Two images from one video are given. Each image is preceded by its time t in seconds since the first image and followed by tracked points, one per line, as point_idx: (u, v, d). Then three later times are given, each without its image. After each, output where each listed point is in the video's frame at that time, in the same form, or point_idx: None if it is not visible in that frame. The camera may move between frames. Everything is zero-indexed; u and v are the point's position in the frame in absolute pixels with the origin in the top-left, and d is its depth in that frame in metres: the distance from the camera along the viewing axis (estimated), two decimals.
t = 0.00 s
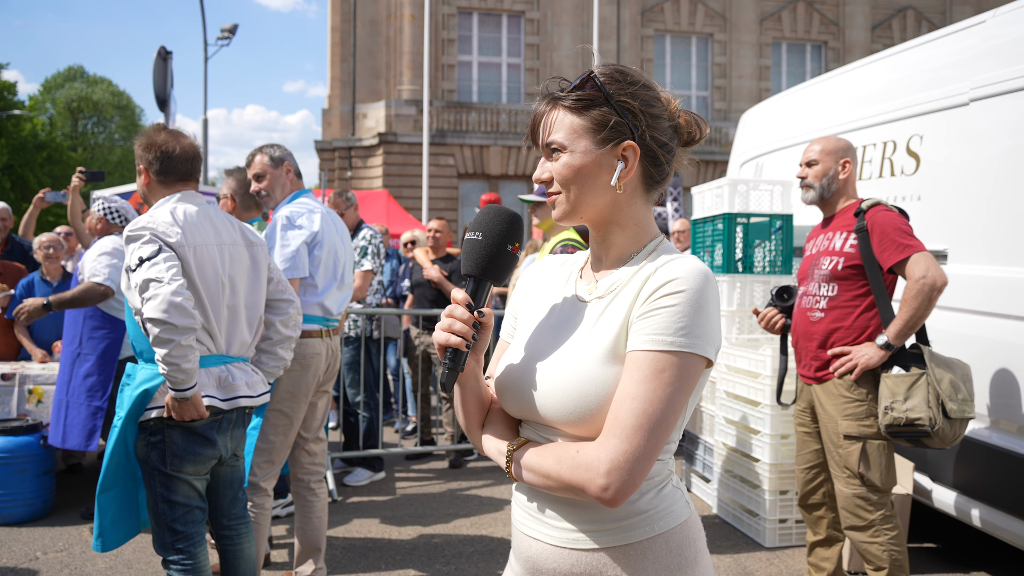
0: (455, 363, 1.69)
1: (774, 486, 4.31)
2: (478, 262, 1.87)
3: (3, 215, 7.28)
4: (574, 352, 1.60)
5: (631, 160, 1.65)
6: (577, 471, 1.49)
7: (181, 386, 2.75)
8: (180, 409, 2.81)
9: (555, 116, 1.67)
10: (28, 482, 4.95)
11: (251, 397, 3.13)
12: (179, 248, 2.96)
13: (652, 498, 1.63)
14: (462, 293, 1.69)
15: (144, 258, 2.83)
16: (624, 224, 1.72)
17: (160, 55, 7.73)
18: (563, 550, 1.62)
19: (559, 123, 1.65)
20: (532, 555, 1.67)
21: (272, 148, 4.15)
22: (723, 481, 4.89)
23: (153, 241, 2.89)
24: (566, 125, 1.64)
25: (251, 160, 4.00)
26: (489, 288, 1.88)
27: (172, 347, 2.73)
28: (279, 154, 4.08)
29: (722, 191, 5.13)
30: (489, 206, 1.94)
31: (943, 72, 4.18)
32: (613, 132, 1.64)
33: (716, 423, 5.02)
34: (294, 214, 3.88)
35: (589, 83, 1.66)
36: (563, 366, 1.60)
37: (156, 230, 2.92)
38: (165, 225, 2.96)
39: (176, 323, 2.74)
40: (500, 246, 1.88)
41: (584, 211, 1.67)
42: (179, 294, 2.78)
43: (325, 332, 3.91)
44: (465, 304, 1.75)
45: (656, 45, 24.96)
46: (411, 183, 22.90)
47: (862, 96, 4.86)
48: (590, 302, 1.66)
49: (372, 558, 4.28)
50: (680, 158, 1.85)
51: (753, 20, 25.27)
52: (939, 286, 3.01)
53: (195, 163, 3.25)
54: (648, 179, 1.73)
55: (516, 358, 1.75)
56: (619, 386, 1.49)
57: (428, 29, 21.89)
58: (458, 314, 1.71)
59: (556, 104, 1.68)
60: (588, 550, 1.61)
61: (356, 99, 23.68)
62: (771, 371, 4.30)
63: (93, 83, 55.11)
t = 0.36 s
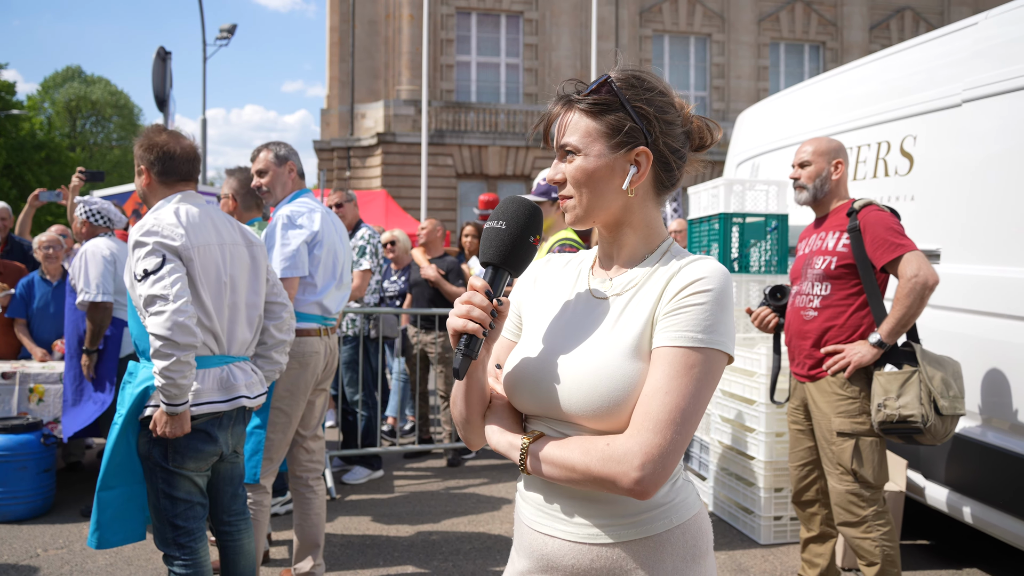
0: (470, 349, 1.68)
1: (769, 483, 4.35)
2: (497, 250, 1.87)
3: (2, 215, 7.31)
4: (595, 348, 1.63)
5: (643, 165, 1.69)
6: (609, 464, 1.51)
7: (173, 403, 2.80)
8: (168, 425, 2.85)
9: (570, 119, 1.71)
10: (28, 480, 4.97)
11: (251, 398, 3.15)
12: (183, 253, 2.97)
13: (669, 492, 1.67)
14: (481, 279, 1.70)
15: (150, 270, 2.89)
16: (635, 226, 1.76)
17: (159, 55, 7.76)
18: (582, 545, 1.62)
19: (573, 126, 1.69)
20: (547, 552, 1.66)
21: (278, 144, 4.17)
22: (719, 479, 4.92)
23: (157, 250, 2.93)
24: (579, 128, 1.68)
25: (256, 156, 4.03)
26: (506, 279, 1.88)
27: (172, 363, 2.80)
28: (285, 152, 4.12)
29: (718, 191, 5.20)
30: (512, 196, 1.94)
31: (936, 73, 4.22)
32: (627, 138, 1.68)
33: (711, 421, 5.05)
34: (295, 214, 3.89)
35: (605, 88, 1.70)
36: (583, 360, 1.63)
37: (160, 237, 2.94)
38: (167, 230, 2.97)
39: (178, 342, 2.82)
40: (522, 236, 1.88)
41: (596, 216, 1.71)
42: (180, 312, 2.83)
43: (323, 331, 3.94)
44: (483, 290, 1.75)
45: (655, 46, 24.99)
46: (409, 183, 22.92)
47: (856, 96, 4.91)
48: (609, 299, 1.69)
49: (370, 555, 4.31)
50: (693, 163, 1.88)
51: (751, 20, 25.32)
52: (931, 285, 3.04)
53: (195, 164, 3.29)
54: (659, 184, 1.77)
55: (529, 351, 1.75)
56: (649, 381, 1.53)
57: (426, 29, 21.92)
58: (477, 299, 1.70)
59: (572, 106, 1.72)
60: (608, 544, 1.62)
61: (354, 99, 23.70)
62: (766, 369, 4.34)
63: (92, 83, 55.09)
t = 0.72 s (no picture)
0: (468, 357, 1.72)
1: (764, 481, 4.39)
2: (491, 258, 1.91)
3: (3, 215, 7.34)
4: (597, 347, 1.64)
5: (646, 165, 1.72)
6: (665, 473, 1.43)
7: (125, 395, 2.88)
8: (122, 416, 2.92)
9: (581, 111, 1.75)
10: (30, 478, 5.01)
11: (255, 395, 3.20)
12: (184, 257, 2.99)
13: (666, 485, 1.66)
14: (476, 289, 1.75)
15: (146, 270, 2.92)
16: (634, 225, 1.79)
17: (159, 56, 7.79)
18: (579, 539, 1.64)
19: (583, 118, 1.73)
20: (547, 544, 1.69)
21: (279, 145, 4.21)
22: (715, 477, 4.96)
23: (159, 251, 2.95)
24: (589, 121, 1.72)
25: (259, 155, 4.07)
26: (501, 284, 1.91)
27: (140, 361, 2.84)
28: (287, 152, 4.16)
29: (715, 191, 5.24)
30: (502, 204, 1.96)
31: (931, 75, 4.27)
32: (633, 136, 1.71)
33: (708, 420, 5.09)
34: (294, 213, 3.92)
35: (619, 86, 1.74)
36: (586, 360, 1.64)
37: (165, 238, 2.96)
38: (173, 232, 2.98)
39: (154, 348, 2.85)
40: (514, 244, 1.92)
41: (597, 208, 1.74)
42: (161, 318, 2.86)
43: (322, 329, 3.97)
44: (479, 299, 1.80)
45: (653, 46, 25.05)
46: (408, 183, 22.94)
47: (853, 96, 4.94)
48: (606, 299, 1.71)
49: (369, 552, 4.34)
50: (695, 173, 1.91)
51: (749, 20, 25.38)
52: (924, 284, 3.08)
53: (201, 165, 3.33)
54: (660, 188, 1.80)
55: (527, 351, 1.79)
56: (678, 386, 1.51)
57: (425, 29, 21.97)
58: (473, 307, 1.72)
59: (586, 100, 1.76)
60: (604, 537, 1.63)
61: (353, 99, 23.73)
62: (762, 368, 4.39)
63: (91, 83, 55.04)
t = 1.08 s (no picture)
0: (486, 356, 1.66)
1: (757, 478, 4.43)
2: (494, 265, 1.86)
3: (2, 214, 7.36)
4: (597, 343, 1.65)
5: (639, 166, 1.74)
6: (652, 464, 1.52)
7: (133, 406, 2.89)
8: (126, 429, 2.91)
9: (581, 111, 1.78)
10: (29, 476, 5.04)
11: (254, 391, 3.24)
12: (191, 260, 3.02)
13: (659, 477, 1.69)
14: (485, 297, 1.71)
15: (158, 275, 2.93)
16: (627, 224, 1.81)
17: (157, 56, 7.82)
18: (575, 528, 1.66)
19: (582, 119, 1.76)
20: (541, 534, 1.71)
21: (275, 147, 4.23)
22: (709, 475, 5.00)
23: (167, 257, 2.96)
24: (587, 121, 1.75)
25: (254, 157, 4.11)
26: (507, 289, 1.88)
27: (159, 366, 2.87)
28: (283, 153, 4.18)
29: (709, 191, 5.29)
30: (507, 210, 1.95)
31: (923, 76, 4.31)
32: (628, 138, 1.74)
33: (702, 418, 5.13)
34: (291, 213, 3.95)
35: (619, 89, 1.77)
36: (585, 356, 1.65)
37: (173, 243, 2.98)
38: (179, 236, 3.00)
39: (173, 351, 2.88)
40: (519, 249, 1.88)
41: (591, 206, 1.77)
42: (179, 322, 2.89)
43: (319, 328, 4.00)
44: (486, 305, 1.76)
45: (651, 46, 25.10)
46: (406, 183, 22.96)
47: (846, 96, 4.97)
48: (603, 296, 1.72)
49: (366, 549, 4.38)
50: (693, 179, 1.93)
51: (747, 21, 25.42)
52: (914, 283, 3.12)
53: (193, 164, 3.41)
54: (654, 189, 1.82)
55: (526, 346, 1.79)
56: (676, 389, 1.55)
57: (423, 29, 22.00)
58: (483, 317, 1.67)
59: (586, 100, 1.79)
60: (599, 527, 1.65)
61: (351, 99, 23.75)
62: (756, 366, 4.43)
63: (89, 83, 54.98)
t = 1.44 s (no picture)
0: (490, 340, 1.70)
1: (747, 473, 4.50)
2: (486, 261, 1.91)
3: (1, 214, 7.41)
4: (579, 335, 1.71)
5: (623, 168, 1.80)
6: (617, 452, 1.61)
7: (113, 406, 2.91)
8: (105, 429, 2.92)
9: (565, 119, 1.84)
10: (27, 473, 5.09)
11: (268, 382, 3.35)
12: (190, 261, 3.03)
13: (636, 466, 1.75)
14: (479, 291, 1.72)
15: (157, 276, 2.96)
16: (615, 224, 1.86)
17: (154, 57, 7.87)
18: (555, 513, 1.72)
19: (566, 126, 1.82)
20: (524, 518, 1.77)
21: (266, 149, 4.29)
22: (701, 471, 5.07)
23: (167, 257, 2.98)
24: (571, 128, 1.81)
25: (245, 160, 4.19)
26: (500, 283, 1.93)
27: (145, 359, 2.87)
28: (273, 155, 4.24)
29: (701, 191, 5.33)
30: (498, 207, 1.99)
31: (908, 77, 4.37)
32: (611, 141, 1.79)
33: (694, 415, 5.19)
34: (288, 212, 4.00)
35: (599, 95, 1.83)
36: (566, 348, 1.71)
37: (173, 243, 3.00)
38: (178, 237, 3.02)
39: (163, 349, 2.89)
40: (509, 245, 1.92)
41: (580, 209, 1.83)
42: (173, 322, 2.92)
43: (316, 325, 4.06)
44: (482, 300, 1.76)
45: (649, 47, 25.19)
46: (404, 183, 23.01)
47: (835, 97, 5.04)
48: (587, 292, 1.77)
49: (361, 544, 4.43)
50: (675, 174, 1.98)
51: (743, 21, 25.50)
52: (897, 280, 3.19)
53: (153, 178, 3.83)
54: (640, 187, 1.88)
55: (514, 338, 1.85)
56: (647, 381, 1.62)
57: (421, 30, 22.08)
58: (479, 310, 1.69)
59: (567, 108, 1.85)
60: (579, 513, 1.71)
61: (349, 100, 23.81)
62: (745, 363, 4.50)
63: (87, 83, 54.97)
